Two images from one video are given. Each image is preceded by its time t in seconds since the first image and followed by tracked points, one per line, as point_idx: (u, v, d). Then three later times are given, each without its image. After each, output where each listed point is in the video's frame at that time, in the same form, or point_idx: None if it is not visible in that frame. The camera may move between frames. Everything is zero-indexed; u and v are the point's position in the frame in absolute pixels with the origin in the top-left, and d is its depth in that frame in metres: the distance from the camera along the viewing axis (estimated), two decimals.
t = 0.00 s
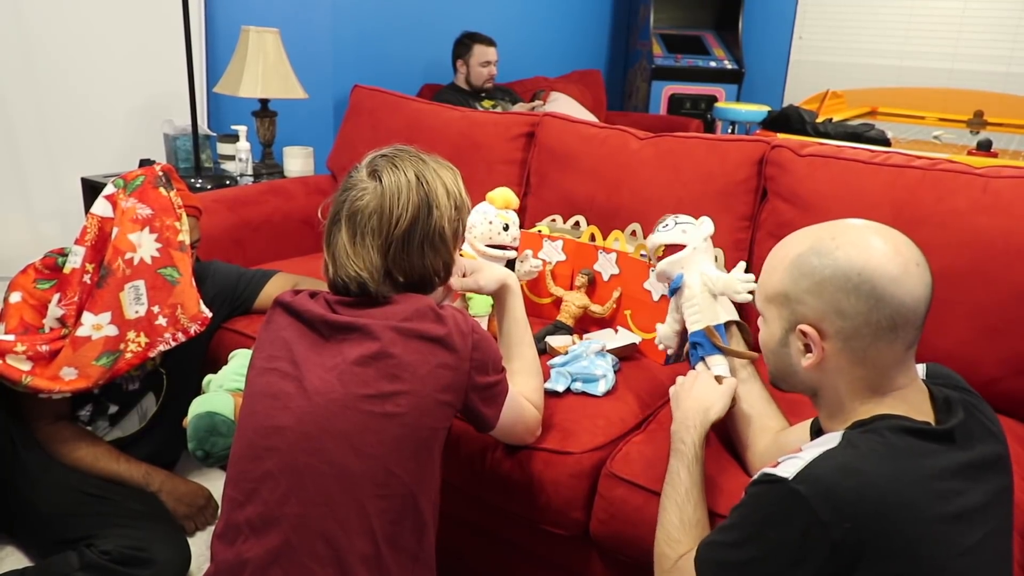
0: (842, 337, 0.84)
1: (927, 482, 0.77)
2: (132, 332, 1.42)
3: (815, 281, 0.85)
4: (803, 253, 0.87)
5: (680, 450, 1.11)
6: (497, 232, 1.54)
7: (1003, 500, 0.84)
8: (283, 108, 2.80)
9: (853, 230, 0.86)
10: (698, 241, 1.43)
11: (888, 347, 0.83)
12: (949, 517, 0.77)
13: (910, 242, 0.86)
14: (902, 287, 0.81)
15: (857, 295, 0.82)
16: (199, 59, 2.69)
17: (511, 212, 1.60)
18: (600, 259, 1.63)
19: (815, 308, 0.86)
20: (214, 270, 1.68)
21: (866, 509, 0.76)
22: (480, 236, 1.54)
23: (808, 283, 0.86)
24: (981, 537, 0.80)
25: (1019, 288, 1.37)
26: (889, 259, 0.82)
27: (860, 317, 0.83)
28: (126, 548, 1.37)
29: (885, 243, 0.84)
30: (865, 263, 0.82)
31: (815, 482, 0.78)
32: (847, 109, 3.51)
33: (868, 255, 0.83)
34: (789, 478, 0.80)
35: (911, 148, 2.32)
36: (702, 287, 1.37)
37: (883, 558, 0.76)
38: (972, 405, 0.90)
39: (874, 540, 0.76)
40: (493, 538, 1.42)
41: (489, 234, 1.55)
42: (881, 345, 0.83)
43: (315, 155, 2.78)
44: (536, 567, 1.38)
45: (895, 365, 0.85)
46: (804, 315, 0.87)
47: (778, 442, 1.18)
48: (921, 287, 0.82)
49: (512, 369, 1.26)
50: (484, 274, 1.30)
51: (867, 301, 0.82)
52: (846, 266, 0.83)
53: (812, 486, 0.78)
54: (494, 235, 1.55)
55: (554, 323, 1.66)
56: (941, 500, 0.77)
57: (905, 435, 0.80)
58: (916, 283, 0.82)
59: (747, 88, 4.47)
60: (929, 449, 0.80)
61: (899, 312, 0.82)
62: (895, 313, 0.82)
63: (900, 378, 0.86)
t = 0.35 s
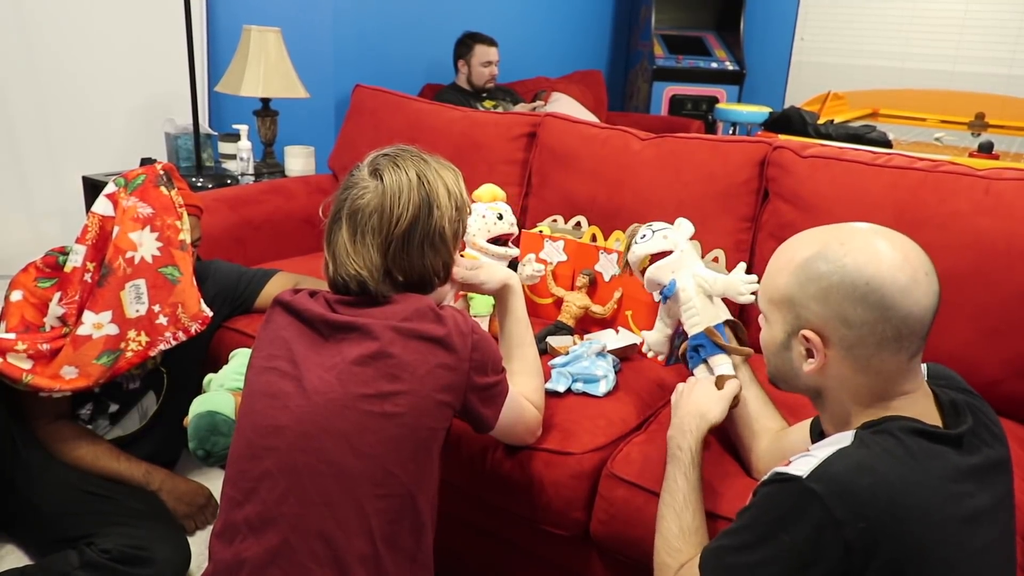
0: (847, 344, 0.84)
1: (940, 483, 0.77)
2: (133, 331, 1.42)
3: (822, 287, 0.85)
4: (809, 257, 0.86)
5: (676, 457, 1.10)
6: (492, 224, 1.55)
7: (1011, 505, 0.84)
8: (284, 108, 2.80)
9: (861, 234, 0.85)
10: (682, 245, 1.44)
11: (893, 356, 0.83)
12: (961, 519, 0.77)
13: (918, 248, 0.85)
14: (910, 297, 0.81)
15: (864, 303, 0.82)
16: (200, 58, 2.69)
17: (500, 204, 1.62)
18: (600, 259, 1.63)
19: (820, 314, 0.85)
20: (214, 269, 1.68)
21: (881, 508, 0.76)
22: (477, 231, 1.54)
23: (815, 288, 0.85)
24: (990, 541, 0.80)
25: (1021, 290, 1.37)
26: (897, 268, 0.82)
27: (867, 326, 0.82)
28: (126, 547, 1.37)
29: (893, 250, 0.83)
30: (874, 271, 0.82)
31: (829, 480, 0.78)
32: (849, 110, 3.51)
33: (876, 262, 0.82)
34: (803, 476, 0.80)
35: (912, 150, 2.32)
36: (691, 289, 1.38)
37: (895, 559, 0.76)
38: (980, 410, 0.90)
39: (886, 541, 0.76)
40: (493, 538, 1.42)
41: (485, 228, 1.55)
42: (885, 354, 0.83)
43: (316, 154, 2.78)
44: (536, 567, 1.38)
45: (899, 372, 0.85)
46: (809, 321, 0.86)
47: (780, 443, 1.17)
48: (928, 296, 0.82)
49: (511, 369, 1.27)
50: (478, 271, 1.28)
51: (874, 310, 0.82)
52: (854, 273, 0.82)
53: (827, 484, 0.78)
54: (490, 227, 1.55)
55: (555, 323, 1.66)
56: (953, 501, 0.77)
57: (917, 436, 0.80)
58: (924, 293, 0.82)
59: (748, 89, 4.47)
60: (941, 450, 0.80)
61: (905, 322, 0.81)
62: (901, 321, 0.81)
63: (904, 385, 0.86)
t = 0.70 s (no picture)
0: (870, 353, 0.82)
1: (940, 488, 0.77)
2: (129, 332, 1.42)
3: (857, 292, 0.81)
4: (846, 259, 0.83)
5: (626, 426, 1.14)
6: (499, 235, 1.52)
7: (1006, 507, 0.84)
8: (282, 108, 2.80)
9: (907, 242, 0.81)
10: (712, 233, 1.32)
11: (912, 371, 0.81)
12: (962, 525, 0.77)
13: (965, 267, 0.81)
14: (945, 319, 0.78)
15: (897, 317, 0.79)
16: (199, 58, 2.69)
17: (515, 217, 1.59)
18: (597, 260, 1.63)
19: (848, 317, 0.82)
20: (211, 269, 1.68)
21: (891, 519, 0.74)
22: (483, 238, 1.52)
23: (848, 291, 0.82)
24: (989, 545, 0.79)
25: (1016, 290, 1.37)
26: (938, 287, 0.78)
27: (894, 339, 0.80)
28: (124, 548, 1.37)
29: (939, 266, 0.79)
30: (916, 286, 0.78)
31: (839, 500, 0.74)
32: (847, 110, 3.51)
33: (918, 276, 0.79)
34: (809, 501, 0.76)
35: (909, 150, 2.32)
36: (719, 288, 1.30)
37: None
38: (970, 413, 0.91)
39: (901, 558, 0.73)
40: (487, 538, 1.42)
41: (493, 237, 1.52)
42: (907, 368, 0.81)
43: (314, 155, 2.78)
44: (530, 567, 1.38)
45: (914, 389, 0.83)
46: (835, 323, 0.84)
47: (777, 437, 1.19)
48: (963, 319, 0.79)
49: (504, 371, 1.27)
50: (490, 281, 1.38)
51: (905, 324, 0.79)
52: (894, 284, 0.79)
53: (839, 500, 0.74)
54: (496, 238, 1.52)
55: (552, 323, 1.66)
56: (953, 507, 0.77)
57: (913, 444, 0.80)
58: (960, 316, 0.79)
59: (746, 89, 4.47)
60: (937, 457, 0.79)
61: (935, 341, 0.79)
62: (930, 339, 0.79)
63: (915, 400, 0.84)
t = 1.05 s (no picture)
0: (835, 348, 0.83)
1: (905, 479, 0.77)
2: (134, 329, 1.42)
3: (819, 290, 0.83)
4: (811, 258, 0.85)
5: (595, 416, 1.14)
6: (502, 234, 1.52)
7: (985, 497, 0.83)
8: (285, 107, 2.80)
9: (868, 241, 0.83)
10: (675, 243, 1.35)
11: (877, 366, 0.82)
12: (933, 515, 0.76)
13: (922, 263, 0.83)
14: (904, 313, 0.80)
15: (858, 311, 0.81)
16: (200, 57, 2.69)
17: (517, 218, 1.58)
18: (601, 260, 1.62)
19: (813, 314, 0.84)
20: (215, 267, 1.68)
21: (856, 515, 0.74)
22: (485, 237, 1.52)
23: (812, 289, 0.84)
24: (968, 534, 0.78)
25: (1019, 293, 1.37)
26: (896, 286, 0.80)
27: (857, 333, 0.81)
28: (127, 545, 1.37)
29: (896, 262, 0.81)
30: (874, 281, 0.80)
31: (802, 500, 0.76)
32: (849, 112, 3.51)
33: (877, 273, 0.80)
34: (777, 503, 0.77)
35: (912, 152, 2.32)
36: (677, 294, 1.34)
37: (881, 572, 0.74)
38: (945, 410, 0.91)
39: (869, 555, 0.74)
40: (489, 537, 1.42)
41: (495, 236, 1.52)
42: (871, 363, 0.82)
43: (317, 154, 2.79)
44: (532, 566, 1.38)
45: (881, 383, 0.84)
46: (801, 321, 0.85)
47: (769, 424, 1.23)
48: (922, 314, 0.81)
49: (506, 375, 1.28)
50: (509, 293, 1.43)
51: (867, 319, 0.81)
52: (854, 281, 0.81)
53: (802, 504, 0.76)
54: (499, 236, 1.52)
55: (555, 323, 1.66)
56: (922, 498, 0.76)
57: (877, 438, 0.80)
58: (920, 311, 0.80)
59: (747, 91, 4.48)
60: (904, 449, 0.79)
61: (895, 335, 0.80)
62: (891, 333, 0.80)
63: (883, 394, 0.85)
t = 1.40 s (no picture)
0: (777, 357, 0.85)
1: (854, 485, 0.76)
2: (135, 332, 1.42)
3: (755, 301, 0.85)
4: (750, 271, 0.87)
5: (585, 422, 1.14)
6: (506, 239, 1.52)
7: (961, 489, 0.79)
8: (285, 110, 2.81)
9: (801, 252, 0.85)
10: (638, 247, 1.43)
11: (820, 371, 0.83)
12: (891, 515, 0.75)
13: (857, 268, 0.84)
14: (834, 317, 0.81)
15: (791, 319, 0.82)
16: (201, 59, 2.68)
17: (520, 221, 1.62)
18: (602, 263, 1.62)
19: (753, 325, 0.86)
20: (217, 270, 1.68)
21: (802, 528, 0.75)
22: (490, 242, 1.52)
23: (750, 301, 0.86)
24: (938, 531, 0.76)
25: (1020, 296, 1.37)
26: (825, 291, 0.81)
27: (793, 341, 0.83)
28: (127, 548, 1.37)
29: (828, 269, 0.82)
30: (804, 289, 0.82)
31: (751, 520, 0.78)
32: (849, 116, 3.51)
33: (808, 280, 0.82)
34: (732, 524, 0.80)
35: (913, 156, 2.32)
36: (645, 292, 1.38)
37: None
38: (921, 404, 0.88)
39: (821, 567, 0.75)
40: (491, 541, 1.42)
41: (499, 240, 1.52)
42: (813, 368, 0.83)
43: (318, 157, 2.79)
44: (534, 570, 1.38)
45: (830, 387, 0.84)
46: (745, 333, 0.87)
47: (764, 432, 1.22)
48: (857, 317, 0.81)
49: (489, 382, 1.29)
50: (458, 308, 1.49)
51: (800, 326, 0.82)
52: (784, 290, 0.83)
53: (749, 524, 0.78)
54: (503, 241, 1.52)
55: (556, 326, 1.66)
56: (877, 500, 0.75)
57: (828, 447, 0.80)
58: (853, 314, 0.81)
59: (748, 94, 4.48)
60: (859, 452, 0.78)
61: (830, 339, 0.81)
62: (826, 338, 0.81)
63: (838, 397, 0.85)
